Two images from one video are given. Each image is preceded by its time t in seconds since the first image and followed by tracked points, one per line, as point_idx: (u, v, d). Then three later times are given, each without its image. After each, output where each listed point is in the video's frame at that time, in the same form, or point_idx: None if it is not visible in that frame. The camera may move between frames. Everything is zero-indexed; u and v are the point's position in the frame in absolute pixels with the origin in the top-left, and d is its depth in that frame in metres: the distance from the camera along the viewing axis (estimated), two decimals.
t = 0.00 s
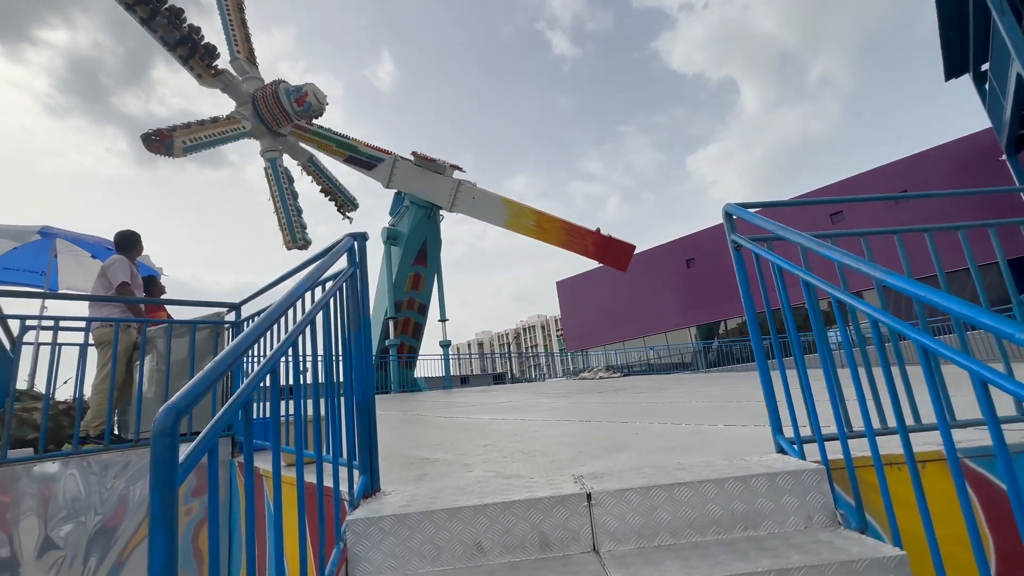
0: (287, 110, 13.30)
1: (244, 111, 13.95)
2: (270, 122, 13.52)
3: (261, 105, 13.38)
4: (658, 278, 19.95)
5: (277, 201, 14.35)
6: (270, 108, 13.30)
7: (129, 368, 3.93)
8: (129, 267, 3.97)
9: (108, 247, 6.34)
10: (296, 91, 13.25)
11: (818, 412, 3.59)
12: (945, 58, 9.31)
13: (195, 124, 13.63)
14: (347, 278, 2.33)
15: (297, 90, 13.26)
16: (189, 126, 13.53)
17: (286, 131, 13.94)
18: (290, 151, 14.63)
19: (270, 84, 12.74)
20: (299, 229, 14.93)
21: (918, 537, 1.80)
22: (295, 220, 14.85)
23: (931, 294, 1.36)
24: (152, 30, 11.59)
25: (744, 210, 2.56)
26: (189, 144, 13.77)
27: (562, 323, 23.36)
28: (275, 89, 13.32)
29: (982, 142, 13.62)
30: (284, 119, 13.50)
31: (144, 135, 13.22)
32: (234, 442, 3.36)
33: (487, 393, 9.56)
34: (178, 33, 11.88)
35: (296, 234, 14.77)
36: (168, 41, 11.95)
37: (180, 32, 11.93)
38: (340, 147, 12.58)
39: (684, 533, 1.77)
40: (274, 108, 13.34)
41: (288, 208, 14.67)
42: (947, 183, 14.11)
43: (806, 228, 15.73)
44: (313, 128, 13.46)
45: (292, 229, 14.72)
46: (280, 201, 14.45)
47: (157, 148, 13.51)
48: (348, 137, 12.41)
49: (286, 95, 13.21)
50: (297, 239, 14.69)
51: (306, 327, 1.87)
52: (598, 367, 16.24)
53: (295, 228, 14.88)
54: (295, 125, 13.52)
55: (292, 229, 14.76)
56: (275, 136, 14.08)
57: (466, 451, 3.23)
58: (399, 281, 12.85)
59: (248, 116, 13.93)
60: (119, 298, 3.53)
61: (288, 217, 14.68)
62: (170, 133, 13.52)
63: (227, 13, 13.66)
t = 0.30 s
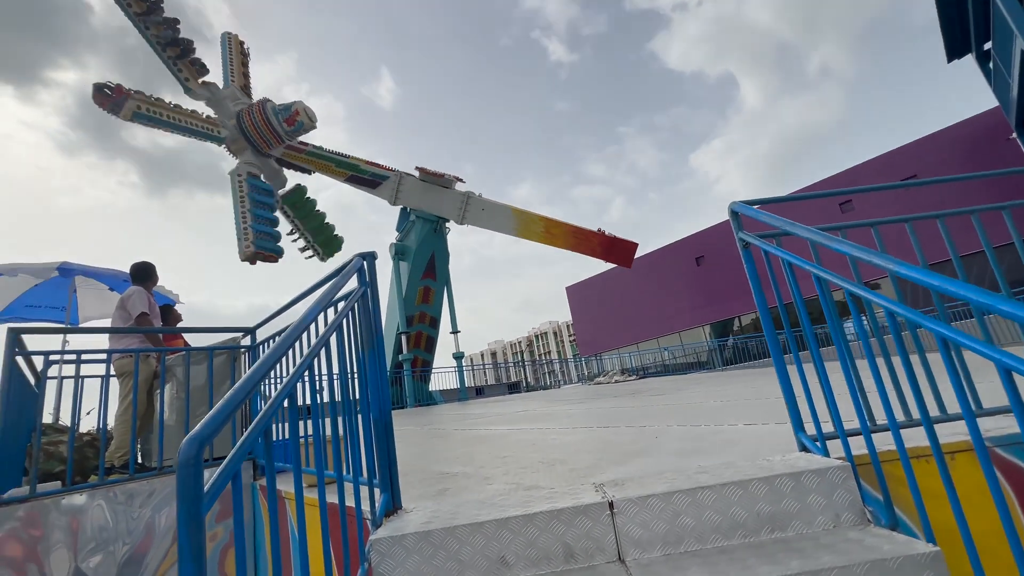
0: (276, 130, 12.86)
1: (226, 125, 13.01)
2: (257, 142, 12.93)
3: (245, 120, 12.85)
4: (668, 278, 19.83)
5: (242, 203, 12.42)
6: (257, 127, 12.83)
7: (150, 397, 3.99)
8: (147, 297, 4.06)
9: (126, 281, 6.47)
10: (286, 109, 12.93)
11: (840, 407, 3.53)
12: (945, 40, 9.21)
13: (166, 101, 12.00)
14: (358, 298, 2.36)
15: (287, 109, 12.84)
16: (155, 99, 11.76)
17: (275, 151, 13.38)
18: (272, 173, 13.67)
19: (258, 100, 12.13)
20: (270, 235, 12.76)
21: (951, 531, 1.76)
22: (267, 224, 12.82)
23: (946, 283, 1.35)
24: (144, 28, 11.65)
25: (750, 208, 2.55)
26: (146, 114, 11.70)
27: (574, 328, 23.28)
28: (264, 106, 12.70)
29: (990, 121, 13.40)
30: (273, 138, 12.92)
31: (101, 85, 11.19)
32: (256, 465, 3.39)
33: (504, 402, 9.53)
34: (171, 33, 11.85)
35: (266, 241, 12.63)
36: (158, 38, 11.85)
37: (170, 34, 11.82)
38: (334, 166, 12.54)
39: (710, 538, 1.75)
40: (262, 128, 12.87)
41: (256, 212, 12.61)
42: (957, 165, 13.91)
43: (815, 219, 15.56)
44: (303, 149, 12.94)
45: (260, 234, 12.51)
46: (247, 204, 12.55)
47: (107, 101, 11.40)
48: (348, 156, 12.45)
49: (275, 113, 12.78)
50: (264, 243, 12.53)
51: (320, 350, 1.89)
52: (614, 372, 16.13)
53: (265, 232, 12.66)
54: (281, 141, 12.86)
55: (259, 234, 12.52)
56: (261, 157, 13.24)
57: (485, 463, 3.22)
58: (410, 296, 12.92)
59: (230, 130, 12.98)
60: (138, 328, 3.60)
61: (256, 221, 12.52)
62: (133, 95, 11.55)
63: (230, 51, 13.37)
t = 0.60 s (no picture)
0: (268, 151, 11.20)
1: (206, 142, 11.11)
2: (246, 164, 11.10)
3: (229, 139, 10.96)
4: (677, 272, 19.70)
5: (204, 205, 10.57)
6: (245, 146, 11.00)
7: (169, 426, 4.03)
8: (162, 327, 4.12)
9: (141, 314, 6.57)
10: (276, 129, 11.43)
11: (862, 392, 3.46)
12: (941, 15, 9.10)
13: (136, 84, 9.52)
14: (368, 315, 2.37)
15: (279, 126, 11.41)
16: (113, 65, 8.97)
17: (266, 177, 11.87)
18: (257, 200, 11.77)
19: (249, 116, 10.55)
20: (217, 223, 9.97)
21: (985, 513, 1.71)
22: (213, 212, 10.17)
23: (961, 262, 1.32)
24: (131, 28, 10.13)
25: (754, 198, 2.53)
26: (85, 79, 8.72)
27: (586, 329, 23.20)
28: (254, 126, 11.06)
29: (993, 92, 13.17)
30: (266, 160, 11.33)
31: (74, 33, 8.51)
32: (277, 487, 3.41)
33: (521, 408, 9.48)
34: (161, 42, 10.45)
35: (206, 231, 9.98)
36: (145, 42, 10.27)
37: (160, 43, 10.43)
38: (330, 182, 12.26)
39: (737, 536, 1.72)
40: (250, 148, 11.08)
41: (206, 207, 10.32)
42: (962, 139, 13.71)
43: (822, 203, 15.39)
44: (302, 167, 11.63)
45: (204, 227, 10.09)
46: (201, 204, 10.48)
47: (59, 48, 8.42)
48: (348, 173, 12.26)
49: (265, 133, 11.21)
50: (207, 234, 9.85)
51: (332, 370, 1.91)
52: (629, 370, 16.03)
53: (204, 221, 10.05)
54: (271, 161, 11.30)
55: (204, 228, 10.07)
56: (247, 180, 11.33)
57: (505, 472, 3.21)
58: (420, 308, 12.94)
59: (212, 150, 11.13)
60: (154, 358, 3.65)
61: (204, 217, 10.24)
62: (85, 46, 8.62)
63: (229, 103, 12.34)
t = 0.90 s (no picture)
0: (262, 169, 11.10)
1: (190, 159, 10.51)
2: (241, 183, 10.83)
3: (218, 159, 10.66)
4: (683, 260, 19.58)
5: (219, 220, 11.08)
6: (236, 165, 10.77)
7: (189, 450, 4.06)
8: (176, 352, 4.15)
9: (155, 339, 6.63)
10: (268, 147, 11.45)
11: (880, 368, 3.41)
12: None
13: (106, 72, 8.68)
14: (377, 325, 2.37)
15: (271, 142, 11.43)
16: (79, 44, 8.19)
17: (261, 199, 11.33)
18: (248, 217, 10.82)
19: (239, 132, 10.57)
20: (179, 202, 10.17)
21: (1018, 484, 1.67)
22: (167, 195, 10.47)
23: (974, 231, 1.29)
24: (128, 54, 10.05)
25: (757, 180, 2.50)
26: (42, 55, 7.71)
27: (596, 324, 23.11)
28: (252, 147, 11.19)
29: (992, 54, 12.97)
30: (260, 178, 11.07)
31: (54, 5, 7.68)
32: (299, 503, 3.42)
33: (536, 408, 9.46)
34: (161, 76, 10.57)
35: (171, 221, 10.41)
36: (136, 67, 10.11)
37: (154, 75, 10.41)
38: (330, 198, 11.82)
39: (764, 524, 1.69)
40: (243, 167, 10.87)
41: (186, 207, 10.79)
42: (964, 104, 13.48)
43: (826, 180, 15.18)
44: (298, 182, 11.38)
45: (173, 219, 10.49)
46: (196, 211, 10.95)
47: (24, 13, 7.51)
48: (349, 186, 11.95)
49: (258, 151, 11.21)
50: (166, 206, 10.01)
51: (345, 384, 1.91)
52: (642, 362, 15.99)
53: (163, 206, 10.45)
54: (265, 179, 11.14)
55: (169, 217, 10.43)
56: (241, 200, 10.95)
57: (525, 473, 3.20)
58: (428, 314, 12.96)
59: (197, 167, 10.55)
60: (171, 383, 3.68)
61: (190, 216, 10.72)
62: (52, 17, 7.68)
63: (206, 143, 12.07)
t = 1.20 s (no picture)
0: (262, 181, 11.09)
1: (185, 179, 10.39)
2: (241, 198, 10.72)
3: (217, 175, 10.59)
4: (686, 244, 19.48)
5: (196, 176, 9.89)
6: (236, 179, 10.74)
7: (208, 464, 4.09)
8: (188, 368, 4.18)
9: (166, 357, 6.68)
10: (265, 157, 11.63)
11: (892, 340, 3.37)
12: None
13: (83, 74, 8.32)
14: (384, 329, 2.37)
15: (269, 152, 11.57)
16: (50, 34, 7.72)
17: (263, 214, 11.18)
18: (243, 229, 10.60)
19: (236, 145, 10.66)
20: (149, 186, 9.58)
21: None
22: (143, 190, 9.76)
23: (983, 194, 1.26)
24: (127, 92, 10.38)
25: (756, 157, 2.47)
26: (11, 43, 7.49)
27: (603, 313, 23.05)
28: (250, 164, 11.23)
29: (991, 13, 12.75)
30: (261, 191, 10.94)
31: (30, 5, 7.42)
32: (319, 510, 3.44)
33: (548, 401, 9.47)
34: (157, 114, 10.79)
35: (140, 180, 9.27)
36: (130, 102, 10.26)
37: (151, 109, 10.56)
38: (334, 206, 11.72)
39: (785, 503, 1.68)
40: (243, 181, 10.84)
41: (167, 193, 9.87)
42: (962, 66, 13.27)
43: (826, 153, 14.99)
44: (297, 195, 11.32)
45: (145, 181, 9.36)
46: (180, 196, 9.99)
47: None
48: (353, 194, 11.80)
49: (258, 163, 11.32)
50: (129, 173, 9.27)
51: (355, 390, 1.91)
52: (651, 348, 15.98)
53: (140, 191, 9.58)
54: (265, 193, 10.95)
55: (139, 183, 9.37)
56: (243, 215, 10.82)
57: (541, 466, 3.20)
58: (435, 314, 12.98)
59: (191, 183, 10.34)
60: (185, 400, 3.71)
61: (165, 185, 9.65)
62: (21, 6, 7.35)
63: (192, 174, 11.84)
